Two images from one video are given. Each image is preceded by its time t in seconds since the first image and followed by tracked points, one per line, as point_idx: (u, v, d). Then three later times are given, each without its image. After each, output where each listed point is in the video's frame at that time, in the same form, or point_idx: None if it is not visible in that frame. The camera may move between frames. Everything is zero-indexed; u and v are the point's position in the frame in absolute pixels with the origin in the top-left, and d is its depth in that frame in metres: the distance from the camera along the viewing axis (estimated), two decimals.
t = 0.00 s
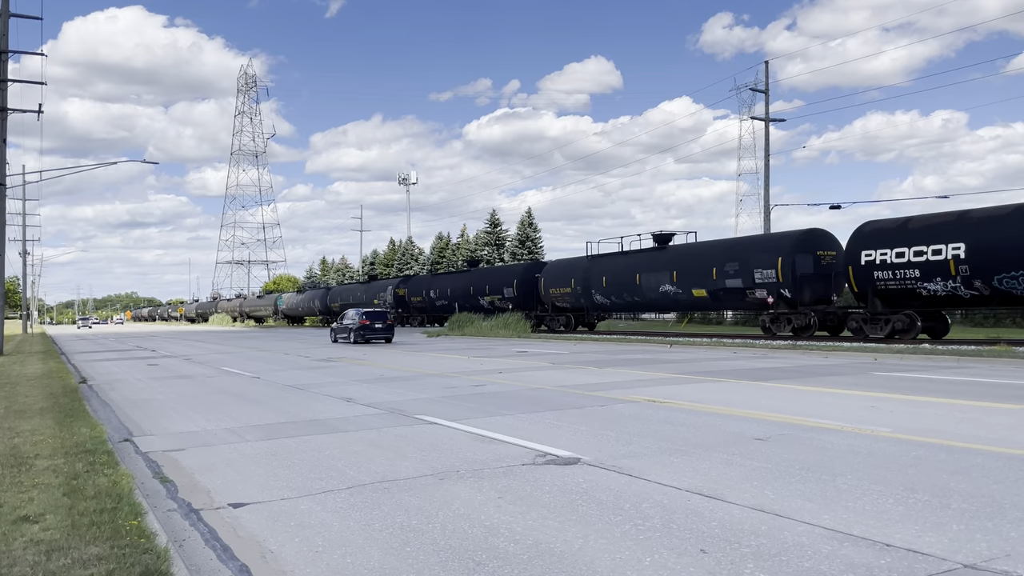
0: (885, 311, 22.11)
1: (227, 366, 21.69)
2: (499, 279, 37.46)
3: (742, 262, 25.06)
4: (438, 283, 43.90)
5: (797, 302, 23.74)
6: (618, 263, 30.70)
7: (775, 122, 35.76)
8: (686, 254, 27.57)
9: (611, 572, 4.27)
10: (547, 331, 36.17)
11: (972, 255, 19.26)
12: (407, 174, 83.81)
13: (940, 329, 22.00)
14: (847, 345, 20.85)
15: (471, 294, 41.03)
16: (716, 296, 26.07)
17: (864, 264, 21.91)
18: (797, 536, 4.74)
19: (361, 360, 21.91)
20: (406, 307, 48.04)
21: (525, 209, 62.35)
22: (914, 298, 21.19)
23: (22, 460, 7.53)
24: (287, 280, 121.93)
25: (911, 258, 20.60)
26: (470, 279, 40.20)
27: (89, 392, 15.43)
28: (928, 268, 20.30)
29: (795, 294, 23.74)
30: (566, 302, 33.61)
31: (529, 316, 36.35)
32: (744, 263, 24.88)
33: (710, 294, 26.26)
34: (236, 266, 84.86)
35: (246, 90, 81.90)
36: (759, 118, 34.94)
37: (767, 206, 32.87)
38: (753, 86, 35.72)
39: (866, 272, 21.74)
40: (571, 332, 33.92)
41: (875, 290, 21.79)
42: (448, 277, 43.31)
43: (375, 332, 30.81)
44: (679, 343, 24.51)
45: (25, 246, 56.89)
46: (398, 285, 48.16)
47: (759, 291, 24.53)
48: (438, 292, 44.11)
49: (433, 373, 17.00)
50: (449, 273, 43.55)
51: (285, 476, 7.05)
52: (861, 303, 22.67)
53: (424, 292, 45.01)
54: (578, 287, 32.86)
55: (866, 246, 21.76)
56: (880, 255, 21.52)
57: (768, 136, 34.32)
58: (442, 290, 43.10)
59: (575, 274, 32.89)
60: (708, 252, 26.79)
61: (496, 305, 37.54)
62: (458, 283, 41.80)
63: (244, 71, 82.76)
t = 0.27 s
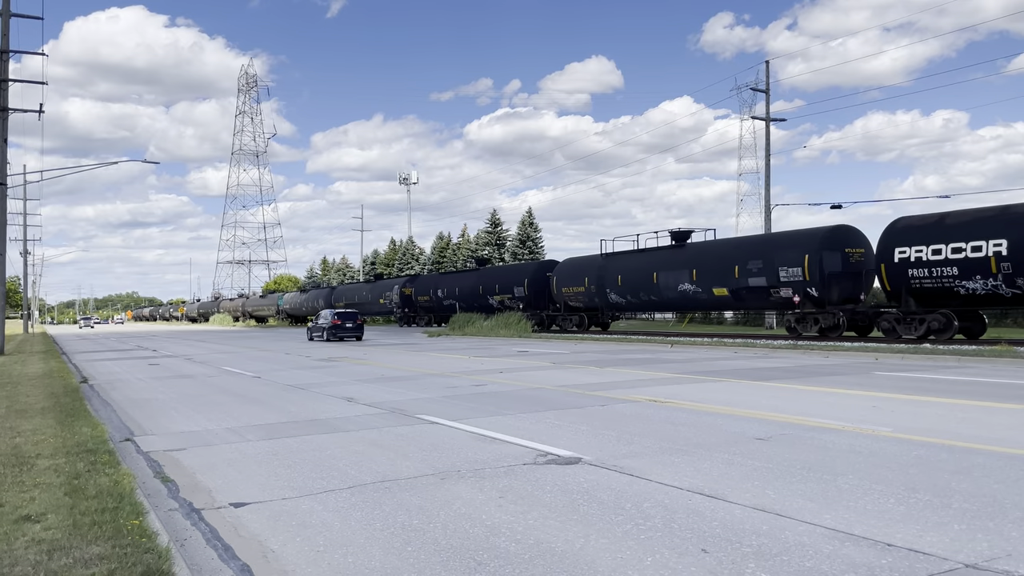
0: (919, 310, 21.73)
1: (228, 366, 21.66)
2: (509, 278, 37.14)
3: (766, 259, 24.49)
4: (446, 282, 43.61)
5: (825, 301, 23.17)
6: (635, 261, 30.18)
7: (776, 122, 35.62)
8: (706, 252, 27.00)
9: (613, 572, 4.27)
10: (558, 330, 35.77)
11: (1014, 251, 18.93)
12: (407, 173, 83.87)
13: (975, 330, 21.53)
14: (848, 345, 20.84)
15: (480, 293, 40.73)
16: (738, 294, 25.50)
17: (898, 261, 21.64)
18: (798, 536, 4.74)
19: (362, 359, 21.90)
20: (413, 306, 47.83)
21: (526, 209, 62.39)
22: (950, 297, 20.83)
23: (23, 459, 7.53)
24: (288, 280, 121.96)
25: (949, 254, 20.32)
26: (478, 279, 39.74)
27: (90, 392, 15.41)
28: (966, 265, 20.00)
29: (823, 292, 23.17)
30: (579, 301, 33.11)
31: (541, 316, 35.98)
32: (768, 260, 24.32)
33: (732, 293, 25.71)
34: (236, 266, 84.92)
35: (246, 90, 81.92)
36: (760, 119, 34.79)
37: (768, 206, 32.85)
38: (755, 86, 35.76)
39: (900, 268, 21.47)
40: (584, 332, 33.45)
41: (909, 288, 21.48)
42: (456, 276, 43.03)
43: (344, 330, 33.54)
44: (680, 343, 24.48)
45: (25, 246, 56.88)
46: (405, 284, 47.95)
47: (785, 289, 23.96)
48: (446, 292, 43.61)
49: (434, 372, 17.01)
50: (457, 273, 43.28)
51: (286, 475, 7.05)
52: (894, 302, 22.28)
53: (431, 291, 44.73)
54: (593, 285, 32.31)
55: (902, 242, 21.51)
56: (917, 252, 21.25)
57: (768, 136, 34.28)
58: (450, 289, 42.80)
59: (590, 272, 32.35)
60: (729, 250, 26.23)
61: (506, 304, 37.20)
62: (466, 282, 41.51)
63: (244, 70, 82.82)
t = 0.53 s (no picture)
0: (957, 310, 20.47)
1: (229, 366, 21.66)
2: (520, 277, 36.51)
3: (792, 257, 23.38)
4: (454, 281, 43.18)
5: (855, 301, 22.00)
6: (651, 259, 29.12)
7: (777, 122, 35.65)
8: (728, 250, 25.96)
9: (614, 572, 4.27)
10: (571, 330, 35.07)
11: None
12: (408, 173, 83.97)
13: (1018, 331, 20.22)
14: (849, 345, 20.84)
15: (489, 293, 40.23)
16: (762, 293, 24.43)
17: (933, 259, 20.39)
18: (799, 536, 4.74)
19: (363, 359, 21.91)
20: (420, 305, 47.52)
21: (527, 209, 62.46)
22: (991, 296, 19.57)
23: (24, 459, 7.54)
24: (289, 280, 121.94)
25: (989, 252, 19.05)
26: (488, 278, 38.97)
27: (91, 392, 15.42)
28: (1008, 264, 18.71)
29: (852, 292, 22.01)
30: (594, 301, 32.13)
31: (553, 315, 35.35)
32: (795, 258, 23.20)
33: (755, 292, 24.65)
34: (238, 266, 85.06)
35: (248, 90, 82.02)
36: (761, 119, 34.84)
37: (769, 206, 32.85)
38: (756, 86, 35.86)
39: (936, 266, 20.24)
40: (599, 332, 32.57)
41: (945, 287, 20.27)
42: (465, 276, 42.58)
43: (320, 330, 35.90)
44: (681, 343, 24.45)
45: (27, 246, 56.98)
46: (412, 284, 47.66)
47: (812, 288, 22.83)
48: (454, 291, 42.86)
49: (435, 372, 17.02)
50: (466, 272, 42.86)
51: (287, 476, 7.05)
52: (930, 301, 21.01)
53: (440, 291, 44.31)
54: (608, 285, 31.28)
55: (938, 239, 20.25)
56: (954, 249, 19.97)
57: (770, 136, 34.28)
58: (459, 288, 42.38)
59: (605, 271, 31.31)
60: (752, 247, 25.17)
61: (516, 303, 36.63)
62: (476, 281, 41.04)
63: (246, 71, 82.97)
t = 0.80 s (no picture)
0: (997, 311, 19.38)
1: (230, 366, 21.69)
2: (531, 277, 35.60)
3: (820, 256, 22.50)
4: (463, 281, 42.34)
5: (888, 301, 21.06)
6: (669, 258, 28.25)
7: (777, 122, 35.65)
8: (751, 248, 25.10)
9: (616, 573, 4.28)
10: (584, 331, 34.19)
11: None
12: (410, 174, 84.07)
13: None
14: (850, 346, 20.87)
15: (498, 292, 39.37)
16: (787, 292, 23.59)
17: (973, 257, 19.36)
18: (799, 537, 4.74)
19: (364, 359, 21.94)
20: (427, 305, 46.81)
21: (528, 209, 62.55)
22: None
23: (26, 459, 7.56)
24: (290, 280, 121.97)
25: None
26: (497, 278, 38.23)
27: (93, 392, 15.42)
28: None
29: (884, 292, 21.07)
30: (608, 301, 31.24)
31: (566, 316, 34.48)
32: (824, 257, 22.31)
33: (780, 292, 23.78)
34: (239, 266, 85.17)
35: (249, 91, 82.10)
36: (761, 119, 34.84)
37: (770, 207, 32.85)
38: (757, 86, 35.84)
39: (975, 265, 19.18)
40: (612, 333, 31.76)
41: (984, 286, 19.20)
42: (473, 275, 41.74)
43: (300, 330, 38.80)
44: (682, 344, 24.42)
45: (28, 246, 57.08)
46: (419, 284, 46.88)
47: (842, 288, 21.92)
48: (461, 291, 42.17)
49: (436, 373, 17.03)
50: (474, 272, 42.03)
51: (289, 476, 7.05)
52: (967, 301, 19.93)
53: (448, 290, 43.50)
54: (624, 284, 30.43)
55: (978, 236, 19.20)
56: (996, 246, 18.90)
57: (770, 137, 34.26)
58: (467, 288, 41.54)
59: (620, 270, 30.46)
60: (777, 245, 24.31)
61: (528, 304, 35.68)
62: (485, 281, 40.18)
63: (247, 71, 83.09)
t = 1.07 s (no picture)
0: None
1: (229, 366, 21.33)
2: (544, 276, 34.88)
3: (851, 255, 21.86)
4: (472, 280, 41.53)
5: (923, 301, 20.39)
6: (690, 257, 27.61)
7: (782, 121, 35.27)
8: (775, 247, 24.55)
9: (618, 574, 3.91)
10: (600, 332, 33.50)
11: None
12: (411, 174, 83.81)
13: None
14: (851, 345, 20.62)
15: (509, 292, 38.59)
16: (816, 292, 22.95)
17: (1017, 255, 18.72)
18: (802, 538, 4.36)
19: (364, 360, 21.60)
20: (436, 306, 45.99)
21: (530, 210, 62.25)
22: None
23: (27, 460, 7.18)
24: (292, 281, 121.60)
25: None
26: (509, 277, 37.47)
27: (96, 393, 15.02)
28: None
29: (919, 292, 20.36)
30: (624, 301, 30.64)
31: (580, 316, 33.76)
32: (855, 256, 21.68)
33: (807, 292, 23.21)
34: (240, 266, 85.00)
35: (251, 91, 81.76)
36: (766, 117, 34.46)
37: (774, 205, 32.48)
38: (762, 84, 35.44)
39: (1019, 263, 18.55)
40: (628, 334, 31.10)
41: None
42: (483, 275, 40.95)
43: (283, 330, 41.07)
44: (685, 344, 24.04)
45: (29, 245, 56.83)
46: (427, 284, 46.09)
47: (875, 288, 21.26)
48: (471, 291, 41.36)
49: (436, 373, 16.69)
50: (484, 271, 41.24)
51: (291, 476, 6.67)
52: (1009, 301, 19.27)
53: (457, 290, 42.69)
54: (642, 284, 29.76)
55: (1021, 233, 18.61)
56: None
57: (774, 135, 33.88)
58: (477, 288, 40.77)
59: (638, 269, 29.81)
60: (803, 244, 23.74)
61: (540, 304, 34.96)
62: (495, 280, 39.40)
63: (249, 71, 82.86)
